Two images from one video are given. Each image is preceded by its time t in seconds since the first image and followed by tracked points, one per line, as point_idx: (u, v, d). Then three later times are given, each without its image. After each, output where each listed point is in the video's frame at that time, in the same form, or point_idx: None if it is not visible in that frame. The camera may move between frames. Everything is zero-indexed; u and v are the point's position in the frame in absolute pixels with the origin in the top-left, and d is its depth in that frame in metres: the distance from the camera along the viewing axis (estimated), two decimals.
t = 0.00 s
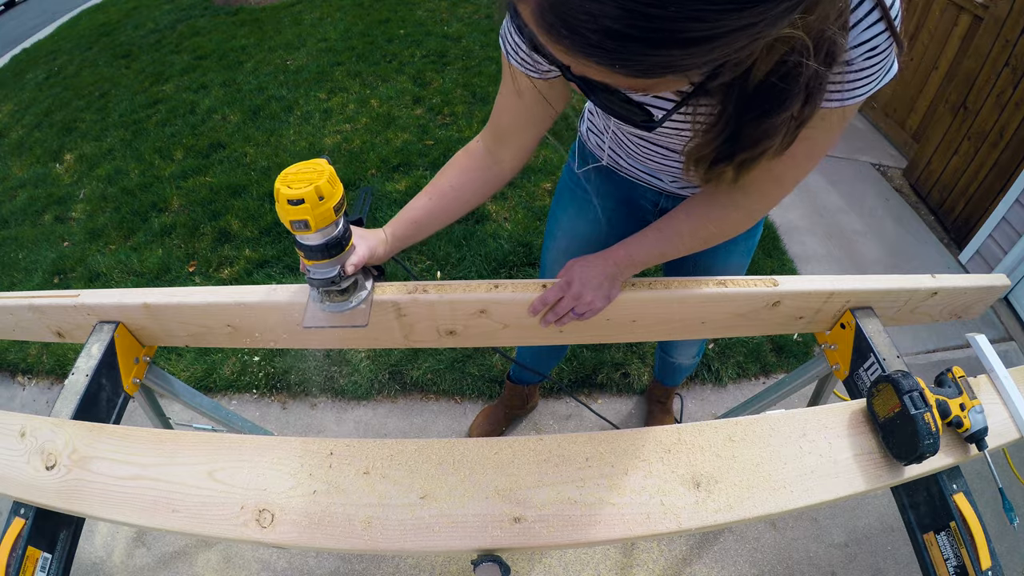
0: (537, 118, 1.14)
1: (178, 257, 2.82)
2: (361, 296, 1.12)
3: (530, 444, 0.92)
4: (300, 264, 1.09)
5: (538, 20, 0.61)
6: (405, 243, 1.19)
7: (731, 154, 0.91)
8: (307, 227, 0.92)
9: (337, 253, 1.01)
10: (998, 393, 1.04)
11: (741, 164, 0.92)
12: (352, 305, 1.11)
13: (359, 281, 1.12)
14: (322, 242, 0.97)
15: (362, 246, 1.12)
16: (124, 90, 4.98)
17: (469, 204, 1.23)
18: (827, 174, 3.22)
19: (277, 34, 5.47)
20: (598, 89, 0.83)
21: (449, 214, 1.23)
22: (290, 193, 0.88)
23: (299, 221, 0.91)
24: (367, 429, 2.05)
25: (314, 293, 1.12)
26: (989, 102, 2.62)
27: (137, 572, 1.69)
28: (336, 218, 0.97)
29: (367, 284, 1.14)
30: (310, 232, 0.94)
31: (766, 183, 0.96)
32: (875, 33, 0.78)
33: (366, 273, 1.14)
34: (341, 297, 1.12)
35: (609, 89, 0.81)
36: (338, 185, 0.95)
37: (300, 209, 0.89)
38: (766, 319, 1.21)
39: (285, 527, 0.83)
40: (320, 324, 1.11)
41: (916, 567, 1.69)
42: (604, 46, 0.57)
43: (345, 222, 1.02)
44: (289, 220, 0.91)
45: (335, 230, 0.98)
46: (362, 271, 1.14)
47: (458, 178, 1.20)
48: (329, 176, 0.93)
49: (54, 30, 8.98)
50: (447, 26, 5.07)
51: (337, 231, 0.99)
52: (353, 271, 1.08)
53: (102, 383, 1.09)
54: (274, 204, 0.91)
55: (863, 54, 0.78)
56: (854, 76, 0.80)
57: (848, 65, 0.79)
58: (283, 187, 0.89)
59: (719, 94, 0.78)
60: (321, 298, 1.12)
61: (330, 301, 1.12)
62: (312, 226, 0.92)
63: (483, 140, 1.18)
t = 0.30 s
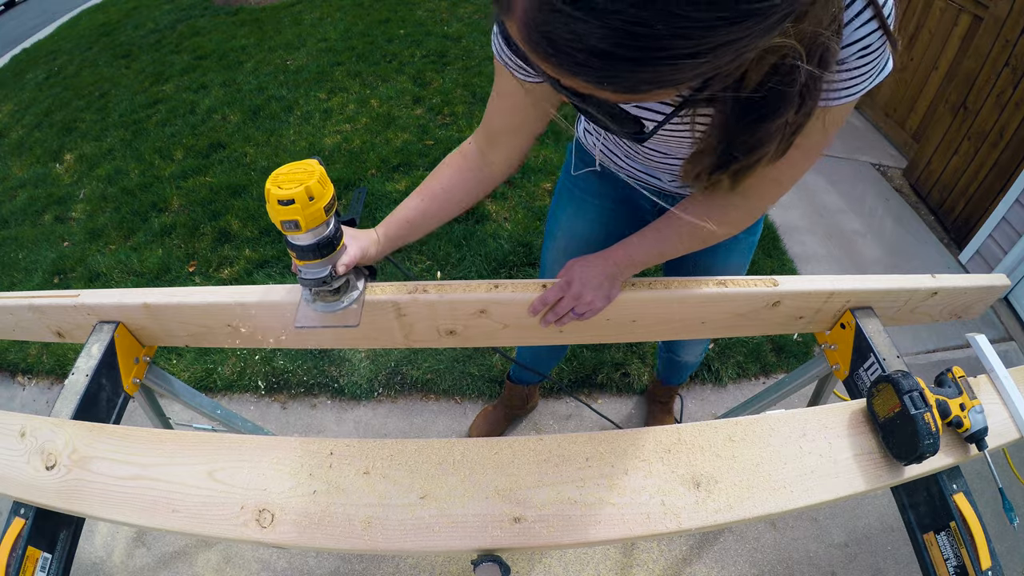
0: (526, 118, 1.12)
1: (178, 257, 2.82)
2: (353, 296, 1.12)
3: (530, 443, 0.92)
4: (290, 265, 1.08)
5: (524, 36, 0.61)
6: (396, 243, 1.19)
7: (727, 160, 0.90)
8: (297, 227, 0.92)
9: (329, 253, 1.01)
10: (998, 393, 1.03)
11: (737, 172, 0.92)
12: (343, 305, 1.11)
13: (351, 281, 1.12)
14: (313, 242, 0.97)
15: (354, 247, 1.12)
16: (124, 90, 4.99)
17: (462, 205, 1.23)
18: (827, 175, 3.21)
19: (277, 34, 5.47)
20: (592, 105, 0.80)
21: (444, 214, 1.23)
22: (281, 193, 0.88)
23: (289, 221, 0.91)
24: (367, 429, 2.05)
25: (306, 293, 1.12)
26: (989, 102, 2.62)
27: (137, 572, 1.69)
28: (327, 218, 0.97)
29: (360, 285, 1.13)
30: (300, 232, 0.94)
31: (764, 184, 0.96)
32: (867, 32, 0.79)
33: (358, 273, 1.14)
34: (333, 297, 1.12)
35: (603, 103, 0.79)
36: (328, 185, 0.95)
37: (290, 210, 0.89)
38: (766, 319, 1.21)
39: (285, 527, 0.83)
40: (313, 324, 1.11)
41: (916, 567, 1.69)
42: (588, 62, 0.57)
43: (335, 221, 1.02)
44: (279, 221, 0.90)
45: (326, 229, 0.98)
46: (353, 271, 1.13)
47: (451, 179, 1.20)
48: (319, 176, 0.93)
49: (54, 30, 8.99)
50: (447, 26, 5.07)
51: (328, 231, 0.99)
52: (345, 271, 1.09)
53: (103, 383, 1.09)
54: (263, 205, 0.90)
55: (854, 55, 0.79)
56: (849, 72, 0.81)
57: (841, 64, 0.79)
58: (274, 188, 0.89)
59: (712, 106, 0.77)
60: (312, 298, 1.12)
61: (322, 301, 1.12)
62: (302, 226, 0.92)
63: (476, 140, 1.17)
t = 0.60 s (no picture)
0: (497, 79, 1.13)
1: (178, 257, 2.82)
2: (352, 295, 1.12)
3: (530, 443, 0.92)
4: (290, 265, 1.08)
5: None
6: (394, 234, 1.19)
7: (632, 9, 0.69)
8: (297, 228, 0.92)
9: (328, 253, 1.01)
10: (998, 394, 1.03)
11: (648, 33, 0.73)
12: (343, 304, 1.11)
13: (349, 281, 1.11)
14: (312, 243, 0.97)
15: (351, 244, 1.08)
16: (124, 90, 4.99)
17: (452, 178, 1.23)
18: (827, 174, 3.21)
19: (277, 34, 5.47)
20: None
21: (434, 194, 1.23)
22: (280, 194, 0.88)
23: (288, 222, 0.91)
24: (366, 429, 2.05)
25: (305, 293, 1.12)
26: (989, 102, 2.62)
27: (137, 572, 1.69)
28: (326, 219, 0.96)
29: (359, 286, 1.13)
30: (300, 232, 0.93)
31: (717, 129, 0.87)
32: None
33: (359, 273, 1.13)
34: (332, 297, 1.12)
35: None
36: (328, 186, 0.95)
37: (289, 210, 0.89)
38: (767, 319, 1.21)
39: (285, 527, 0.83)
40: (312, 325, 1.11)
41: (916, 567, 1.69)
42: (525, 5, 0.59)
43: (336, 221, 1.02)
44: (278, 221, 0.91)
45: (325, 229, 0.98)
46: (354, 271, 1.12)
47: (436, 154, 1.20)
48: (318, 177, 0.93)
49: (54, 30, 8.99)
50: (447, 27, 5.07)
51: (328, 230, 0.98)
52: (344, 271, 1.07)
53: (102, 383, 1.09)
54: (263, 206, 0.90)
55: None
56: None
57: None
58: (274, 189, 0.89)
59: None
60: (311, 298, 1.12)
61: (322, 301, 1.13)
62: (301, 227, 0.92)
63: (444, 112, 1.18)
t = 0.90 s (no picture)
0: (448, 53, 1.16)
1: (178, 257, 2.82)
2: (351, 295, 1.12)
3: (530, 444, 0.92)
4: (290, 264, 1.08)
5: None
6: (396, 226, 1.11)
7: None
8: (297, 227, 0.92)
9: (329, 252, 1.01)
10: (998, 394, 1.03)
11: None
12: (343, 304, 1.11)
13: (349, 280, 1.11)
14: (313, 242, 0.97)
15: (351, 243, 1.06)
16: (124, 90, 4.98)
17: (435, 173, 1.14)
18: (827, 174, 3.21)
19: (277, 34, 5.47)
20: None
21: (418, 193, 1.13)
22: (280, 194, 0.88)
23: (288, 221, 0.91)
24: (366, 429, 2.05)
25: (304, 293, 1.12)
26: (989, 102, 2.62)
27: (136, 572, 1.69)
28: (327, 218, 0.96)
29: (359, 287, 1.13)
30: (301, 232, 0.93)
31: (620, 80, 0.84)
32: None
33: (358, 274, 1.13)
34: (332, 297, 1.12)
35: None
36: (328, 185, 0.95)
37: (290, 209, 0.89)
38: (766, 319, 1.21)
39: (284, 527, 0.83)
40: (310, 324, 1.10)
41: (916, 567, 1.69)
42: None
43: (336, 220, 1.01)
44: (279, 220, 0.90)
45: (326, 229, 0.98)
46: (353, 270, 1.12)
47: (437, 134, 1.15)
48: (319, 176, 0.93)
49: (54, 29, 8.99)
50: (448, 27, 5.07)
51: (329, 230, 0.98)
52: (344, 269, 1.04)
53: (103, 383, 1.09)
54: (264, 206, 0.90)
55: None
56: None
57: None
58: (274, 188, 0.90)
59: None
60: (311, 298, 1.12)
61: (322, 300, 1.12)
62: (302, 226, 0.92)
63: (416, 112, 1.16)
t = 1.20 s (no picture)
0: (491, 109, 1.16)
1: (178, 257, 2.82)
2: (347, 295, 1.12)
3: (531, 444, 0.92)
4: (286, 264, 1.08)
5: None
6: (392, 244, 1.19)
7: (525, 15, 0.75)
8: (292, 227, 0.92)
9: (324, 252, 1.01)
10: (998, 393, 1.03)
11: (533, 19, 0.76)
12: (340, 305, 1.11)
13: (346, 280, 1.12)
14: (308, 243, 0.97)
15: (348, 245, 1.09)
16: (124, 90, 4.98)
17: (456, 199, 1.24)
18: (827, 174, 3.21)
19: (277, 34, 5.47)
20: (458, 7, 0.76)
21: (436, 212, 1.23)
22: (275, 195, 0.88)
23: (284, 222, 0.91)
24: (366, 429, 2.05)
25: (301, 294, 1.12)
26: (989, 102, 2.62)
27: (137, 572, 1.69)
28: (322, 219, 0.96)
29: (355, 286, 1.13)
30: (296, 232, 0.93)
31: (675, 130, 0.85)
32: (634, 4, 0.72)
33: (354, 274, 1.13)
34: (327, 297, 1.11)
35: None
36: (323, 186, 0.94)
37: (284, 210, 0.88)
38: (766, 319, 1.21)
39: (285, 527, 0.83)
40: (307, 324, 1.11)
41: (916, 567, 1.69)
42: None
43: (331, 220, 1.01)
44: (274, 221, 0.90)
45: (321, 229, 0.97)
46: (350, 270, 1.13)
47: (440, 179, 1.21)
48: (314, 176, 0.92)
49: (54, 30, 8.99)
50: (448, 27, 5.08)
51: (323, 231, 0.98)
52: (339, 271, 1.07)
53: (103, 383, 1.09)
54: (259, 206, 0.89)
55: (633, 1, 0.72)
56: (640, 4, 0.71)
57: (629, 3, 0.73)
58: (268, 188, 0.89)
59: None
60: (308, 298, 1.12)
61: (318, 301, 1.12)
62: (297, 226, 0.91)
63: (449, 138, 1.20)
